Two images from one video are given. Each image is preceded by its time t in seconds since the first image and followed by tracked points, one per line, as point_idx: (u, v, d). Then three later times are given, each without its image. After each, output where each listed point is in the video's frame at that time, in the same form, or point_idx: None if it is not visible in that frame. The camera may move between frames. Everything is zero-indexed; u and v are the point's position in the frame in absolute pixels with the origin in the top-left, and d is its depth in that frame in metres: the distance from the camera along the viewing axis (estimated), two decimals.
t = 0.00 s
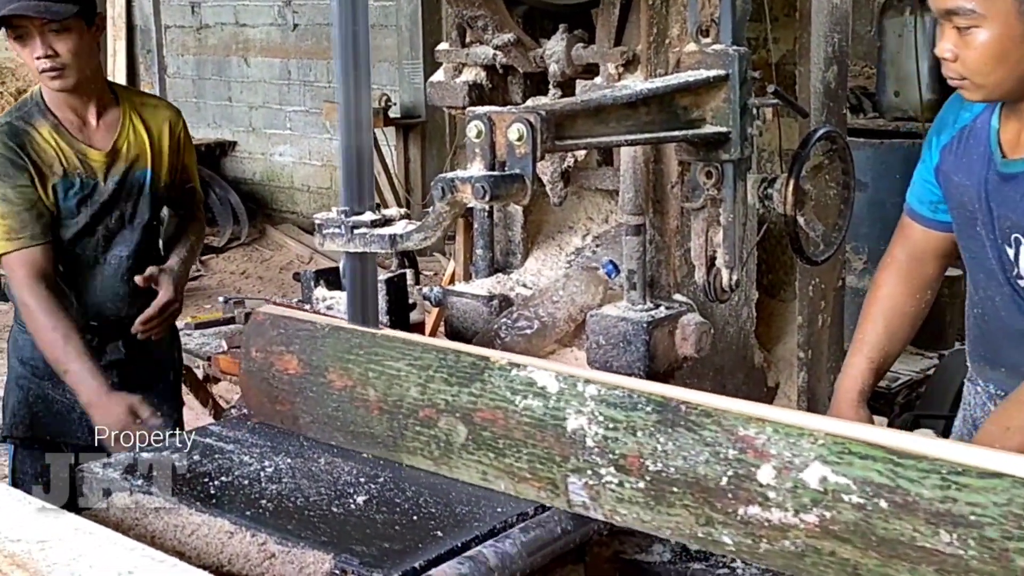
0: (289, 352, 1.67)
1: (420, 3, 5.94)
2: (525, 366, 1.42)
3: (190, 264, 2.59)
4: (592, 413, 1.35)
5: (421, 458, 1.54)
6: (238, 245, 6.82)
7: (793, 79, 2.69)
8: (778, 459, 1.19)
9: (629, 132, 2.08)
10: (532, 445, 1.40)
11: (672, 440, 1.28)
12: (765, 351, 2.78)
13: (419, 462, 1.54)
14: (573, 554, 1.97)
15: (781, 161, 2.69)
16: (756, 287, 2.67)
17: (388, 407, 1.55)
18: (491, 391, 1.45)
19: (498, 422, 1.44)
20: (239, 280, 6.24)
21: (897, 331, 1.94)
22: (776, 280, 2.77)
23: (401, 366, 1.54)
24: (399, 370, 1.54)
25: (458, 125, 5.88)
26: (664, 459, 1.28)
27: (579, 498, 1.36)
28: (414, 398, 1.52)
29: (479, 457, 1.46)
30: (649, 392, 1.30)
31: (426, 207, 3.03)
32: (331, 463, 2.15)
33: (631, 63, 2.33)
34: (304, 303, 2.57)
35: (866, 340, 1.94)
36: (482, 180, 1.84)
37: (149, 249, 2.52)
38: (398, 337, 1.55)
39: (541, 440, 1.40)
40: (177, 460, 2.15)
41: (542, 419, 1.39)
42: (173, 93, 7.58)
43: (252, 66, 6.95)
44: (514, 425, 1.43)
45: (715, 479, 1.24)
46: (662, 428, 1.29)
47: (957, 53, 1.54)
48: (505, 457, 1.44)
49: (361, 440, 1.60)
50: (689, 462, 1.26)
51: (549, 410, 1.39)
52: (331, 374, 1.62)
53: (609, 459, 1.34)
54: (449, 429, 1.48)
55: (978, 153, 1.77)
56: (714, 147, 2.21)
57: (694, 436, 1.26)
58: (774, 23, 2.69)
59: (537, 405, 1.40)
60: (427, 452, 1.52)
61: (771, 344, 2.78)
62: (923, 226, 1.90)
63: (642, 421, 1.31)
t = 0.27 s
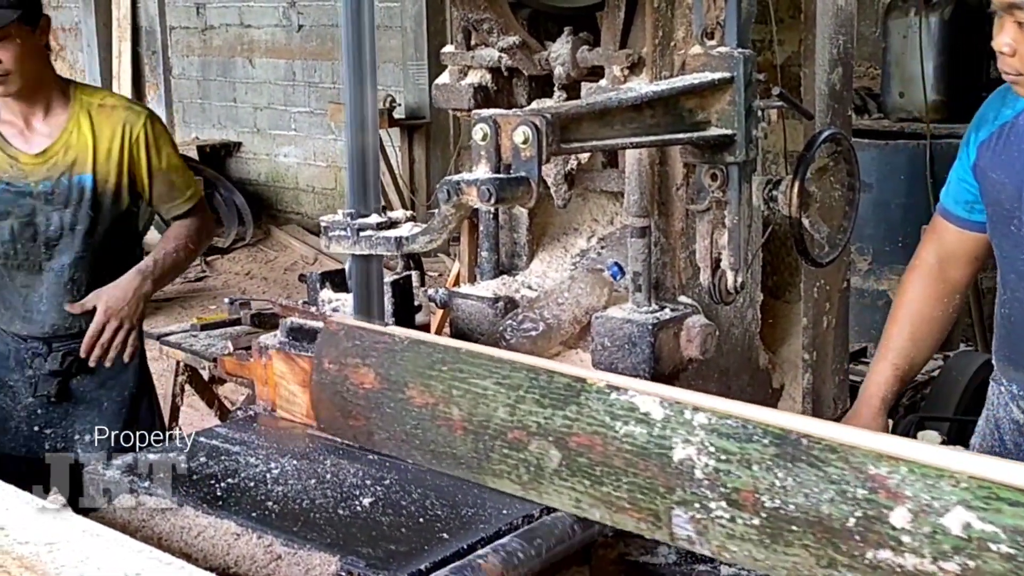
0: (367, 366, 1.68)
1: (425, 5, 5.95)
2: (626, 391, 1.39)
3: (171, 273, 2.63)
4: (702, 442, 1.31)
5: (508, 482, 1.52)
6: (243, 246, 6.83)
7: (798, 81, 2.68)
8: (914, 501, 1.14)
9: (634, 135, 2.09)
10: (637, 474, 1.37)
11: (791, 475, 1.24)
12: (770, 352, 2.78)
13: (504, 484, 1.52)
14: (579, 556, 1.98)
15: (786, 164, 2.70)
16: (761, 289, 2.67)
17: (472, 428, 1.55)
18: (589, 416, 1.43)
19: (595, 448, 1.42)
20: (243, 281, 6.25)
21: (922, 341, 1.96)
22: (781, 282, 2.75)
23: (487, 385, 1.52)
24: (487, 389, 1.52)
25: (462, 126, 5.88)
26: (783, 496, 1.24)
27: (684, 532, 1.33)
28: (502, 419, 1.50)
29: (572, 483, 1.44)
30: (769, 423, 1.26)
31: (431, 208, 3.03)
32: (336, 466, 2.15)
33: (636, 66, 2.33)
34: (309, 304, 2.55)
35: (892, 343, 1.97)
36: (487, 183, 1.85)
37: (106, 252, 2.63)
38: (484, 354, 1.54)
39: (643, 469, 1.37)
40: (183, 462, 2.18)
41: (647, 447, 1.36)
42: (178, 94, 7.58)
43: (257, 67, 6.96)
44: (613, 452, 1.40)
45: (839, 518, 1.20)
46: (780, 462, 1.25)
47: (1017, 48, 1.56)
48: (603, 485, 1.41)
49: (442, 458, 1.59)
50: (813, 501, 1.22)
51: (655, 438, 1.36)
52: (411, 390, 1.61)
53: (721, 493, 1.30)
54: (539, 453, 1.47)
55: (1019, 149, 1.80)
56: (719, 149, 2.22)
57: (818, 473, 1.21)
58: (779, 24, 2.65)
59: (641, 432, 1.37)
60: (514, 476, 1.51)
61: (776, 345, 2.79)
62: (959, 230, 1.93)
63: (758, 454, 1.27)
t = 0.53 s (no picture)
0: (417, 378, 1.82)
1: (429, 5, 5.95)
2: (694, 408, 1.48)
3: (51, 271, 2.57)
4: (776, 461, 1.39)
5: (569, 498, 1.62)
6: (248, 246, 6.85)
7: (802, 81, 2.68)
8: (1009, 526, 1.19)
9: (638, 135, 2.09)
10: (710, 494, 1.45)
11: (872, 495, 1.30)
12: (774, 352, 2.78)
13: (563, 499, 1.63)
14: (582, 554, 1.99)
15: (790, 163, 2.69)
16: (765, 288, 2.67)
17: (528, 442, 1.66)
18: (653, 432, 1.51)
19: (660, 465, 1.51)
20: (248, 280, 6.27)
21: (861, 310, 1.90)
22: (786, 282, 2.75)
23: (544, 399, 1.63)
24: (545, 404, 1.63)
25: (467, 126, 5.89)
26: (865, 516, 1.30)
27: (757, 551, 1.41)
28: (562, 434, 1.61)
29: (636, 500, 1.54)
30: (846, 442, 1.33)
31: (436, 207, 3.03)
32: (340, 464, 2.16)
33: (639, 66, 2.33)
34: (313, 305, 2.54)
35: (829, 308, 1.89)
36: (490, 183, 1.85)
37: None
38: (539, 367, 1.65)
39: (712, 487, 1.45)
40: (188, 461, 2.19)
41: (716, 464, 1.44)
42: (182, 94, 7.58)
43: (262, 67, 6.97)
44: (681, 470, 1.48)
45: (926, 542, 1.26)
46: (860, 481, 1.31)
47: None
48: (668, 503, 1.50)
49: (496, 472, 1.71)
50: (896, 522, 1.28)
51: (725, 455, 1.43)
52: (466, 404, 1.74)
53: (797, 513, 1.38)
54: (601, 469, 1.57)
55: None
56: (722, 149, 2.22)
57: (900, 494, 1.28)
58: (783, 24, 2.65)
59: (711, 449, 1.45)
60: (574, 491, 1.61)
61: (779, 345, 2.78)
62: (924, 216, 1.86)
63: (837, 474, 1.33)
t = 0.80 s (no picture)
0: (424, 375, 1.87)
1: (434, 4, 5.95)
2: (705, 404, 1.57)
3: None
4: (788, 454, 1.49)
5: (573, 495, 1.71)
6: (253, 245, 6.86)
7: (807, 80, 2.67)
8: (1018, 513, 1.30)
9: (642, 133, 2.09)
10: (721, 488, 1.54)
11: (885, 487, 1.40)
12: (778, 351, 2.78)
13: (569, 496, 1.71)
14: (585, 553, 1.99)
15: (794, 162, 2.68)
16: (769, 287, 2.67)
17: (536, 439, 1.73)
18: (663, 427, 1.60)
19: (670, 460, 1.60)
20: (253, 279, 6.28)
21: (837, 285, 1.79)
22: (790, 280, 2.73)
23: (553, 395, 1.71)
24: (554, 400, 1.70)
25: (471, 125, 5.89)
26: (877, 508, 1.41)
27: (768, 545, 1.52)
28: (571, 429, 1.69)
29: (644, 496, 1.62)
30: (860, 436, 1.43)
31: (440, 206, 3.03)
32: (343, 462, 2.16)
33: (643, 64, 2.33)
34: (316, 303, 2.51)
35: (802, 274, 1.80)
36: (494, 181, 1.86)
37: None
38: (547, 365, 1.73)
39: (723, 481, 1.54)
40: (192, 459, 2.19)
41: (729, 459, 1.53)
42: (188, 93, 7.59)
43: (267, 65, 6.97)
44: (691, 464, 1.57)
45: (939, 533, 1.36)
46: (874, 473, 1.41)
47: None
48: (678, 498, 1.59)
49: (500, 470, 1.79)
50: (908, 512, 1.38)
51: (736, 448, 1.53)
52: (469, 399, 1.81)
53: (808, 506, 1.48)
54: (609, 465, 1.65)
55: None
56: (727, 148, 2.22)
57: (915, 485, 1.38)
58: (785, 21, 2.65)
59: (723, 443, 1.54)
60: (581, 488, 1.70)
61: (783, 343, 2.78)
62: (916, 193, 1.78)
63: (850, 466, 1.43)
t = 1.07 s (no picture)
0: (433, 373, 2.04)
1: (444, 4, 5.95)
2: (721, 403, 1.72)
3: None
4: (806, 452, 1.63)
5: (580, 494, 1.85)
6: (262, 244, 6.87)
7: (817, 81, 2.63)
8: None
9: (652, 133, 2.09)
10: (734, 485, 1.68)
11: (904, 485, 1.53)
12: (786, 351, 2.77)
13: (579, 494, 1.86)
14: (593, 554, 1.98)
15: (804, 162, 2.67)
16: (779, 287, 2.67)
17: (547, 437, 1.88)
18: (679, 426, 1.75)
19: (685, 458, 1.73)
20: (263, 278, 6.28)
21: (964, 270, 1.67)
22: (800, 280, 2.72)
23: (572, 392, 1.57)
24: (567, 398, 1.86)
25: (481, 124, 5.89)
26: (896, 506, 1.53)
27: (779, 540, 1.64)
28: (582, 428, 1.84)
29: (656, 495, 1.76)
30: (876, 434, 1.58)
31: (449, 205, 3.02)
32: (352, 462, 2.16)
33: (653, 64, 2.32)
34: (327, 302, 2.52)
35: (935, 254, 1.69)
36: (503, 181, 1.88)
37: None
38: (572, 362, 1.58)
39: (739, 479, 1.68)
40: (201, 458, 2.20)
41: (742, 455, 1.68)
42: (198, 92, 7.60)
43: (277, 65, 6.98)
44: (706, 461, 1.71)
45: (958, 530, 1.48)
46: (892, 471, 1.55)
47: None
48: (693, 497, 1.72)
49: (510, 470, 1.94)
50: (925, 507, 1.51)
51: (753, 446, 1.67)
52: (477, 398, 1.97)
53: (824, 504, 1.61)
54: (622, 463, 1.79)
55: None
56: (737, 148, 2.21)
57: (933, 483, 1.51)
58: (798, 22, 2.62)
59: (739, 441, 1.68)
60: (592, 486, 1.83)
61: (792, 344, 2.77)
62: None
63: (868, 463, 1.57)
